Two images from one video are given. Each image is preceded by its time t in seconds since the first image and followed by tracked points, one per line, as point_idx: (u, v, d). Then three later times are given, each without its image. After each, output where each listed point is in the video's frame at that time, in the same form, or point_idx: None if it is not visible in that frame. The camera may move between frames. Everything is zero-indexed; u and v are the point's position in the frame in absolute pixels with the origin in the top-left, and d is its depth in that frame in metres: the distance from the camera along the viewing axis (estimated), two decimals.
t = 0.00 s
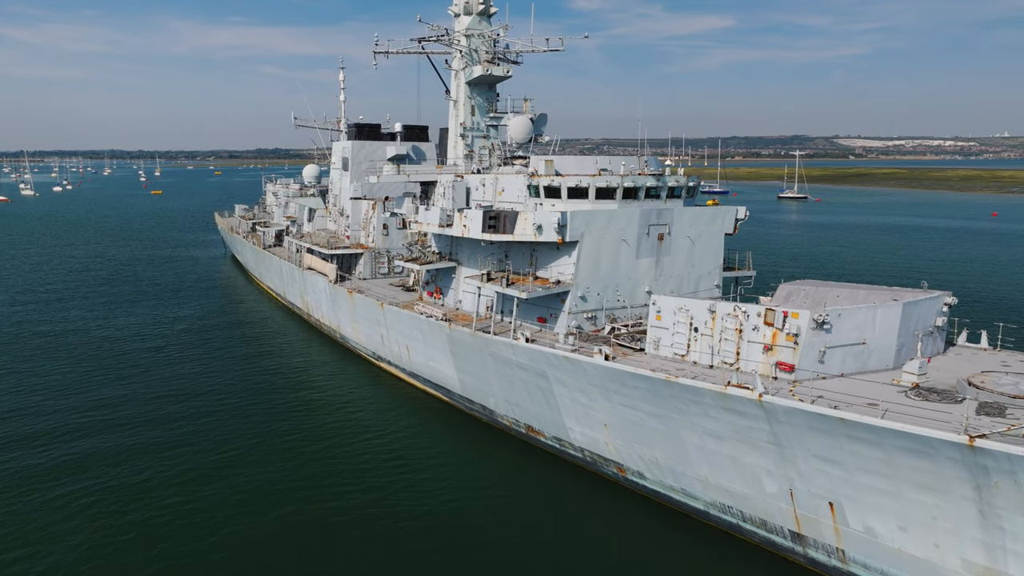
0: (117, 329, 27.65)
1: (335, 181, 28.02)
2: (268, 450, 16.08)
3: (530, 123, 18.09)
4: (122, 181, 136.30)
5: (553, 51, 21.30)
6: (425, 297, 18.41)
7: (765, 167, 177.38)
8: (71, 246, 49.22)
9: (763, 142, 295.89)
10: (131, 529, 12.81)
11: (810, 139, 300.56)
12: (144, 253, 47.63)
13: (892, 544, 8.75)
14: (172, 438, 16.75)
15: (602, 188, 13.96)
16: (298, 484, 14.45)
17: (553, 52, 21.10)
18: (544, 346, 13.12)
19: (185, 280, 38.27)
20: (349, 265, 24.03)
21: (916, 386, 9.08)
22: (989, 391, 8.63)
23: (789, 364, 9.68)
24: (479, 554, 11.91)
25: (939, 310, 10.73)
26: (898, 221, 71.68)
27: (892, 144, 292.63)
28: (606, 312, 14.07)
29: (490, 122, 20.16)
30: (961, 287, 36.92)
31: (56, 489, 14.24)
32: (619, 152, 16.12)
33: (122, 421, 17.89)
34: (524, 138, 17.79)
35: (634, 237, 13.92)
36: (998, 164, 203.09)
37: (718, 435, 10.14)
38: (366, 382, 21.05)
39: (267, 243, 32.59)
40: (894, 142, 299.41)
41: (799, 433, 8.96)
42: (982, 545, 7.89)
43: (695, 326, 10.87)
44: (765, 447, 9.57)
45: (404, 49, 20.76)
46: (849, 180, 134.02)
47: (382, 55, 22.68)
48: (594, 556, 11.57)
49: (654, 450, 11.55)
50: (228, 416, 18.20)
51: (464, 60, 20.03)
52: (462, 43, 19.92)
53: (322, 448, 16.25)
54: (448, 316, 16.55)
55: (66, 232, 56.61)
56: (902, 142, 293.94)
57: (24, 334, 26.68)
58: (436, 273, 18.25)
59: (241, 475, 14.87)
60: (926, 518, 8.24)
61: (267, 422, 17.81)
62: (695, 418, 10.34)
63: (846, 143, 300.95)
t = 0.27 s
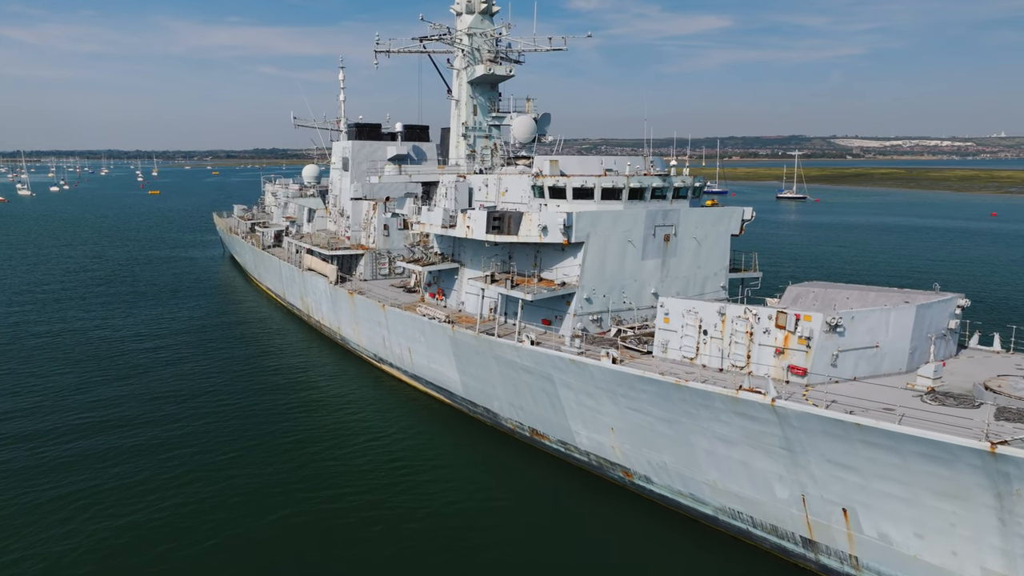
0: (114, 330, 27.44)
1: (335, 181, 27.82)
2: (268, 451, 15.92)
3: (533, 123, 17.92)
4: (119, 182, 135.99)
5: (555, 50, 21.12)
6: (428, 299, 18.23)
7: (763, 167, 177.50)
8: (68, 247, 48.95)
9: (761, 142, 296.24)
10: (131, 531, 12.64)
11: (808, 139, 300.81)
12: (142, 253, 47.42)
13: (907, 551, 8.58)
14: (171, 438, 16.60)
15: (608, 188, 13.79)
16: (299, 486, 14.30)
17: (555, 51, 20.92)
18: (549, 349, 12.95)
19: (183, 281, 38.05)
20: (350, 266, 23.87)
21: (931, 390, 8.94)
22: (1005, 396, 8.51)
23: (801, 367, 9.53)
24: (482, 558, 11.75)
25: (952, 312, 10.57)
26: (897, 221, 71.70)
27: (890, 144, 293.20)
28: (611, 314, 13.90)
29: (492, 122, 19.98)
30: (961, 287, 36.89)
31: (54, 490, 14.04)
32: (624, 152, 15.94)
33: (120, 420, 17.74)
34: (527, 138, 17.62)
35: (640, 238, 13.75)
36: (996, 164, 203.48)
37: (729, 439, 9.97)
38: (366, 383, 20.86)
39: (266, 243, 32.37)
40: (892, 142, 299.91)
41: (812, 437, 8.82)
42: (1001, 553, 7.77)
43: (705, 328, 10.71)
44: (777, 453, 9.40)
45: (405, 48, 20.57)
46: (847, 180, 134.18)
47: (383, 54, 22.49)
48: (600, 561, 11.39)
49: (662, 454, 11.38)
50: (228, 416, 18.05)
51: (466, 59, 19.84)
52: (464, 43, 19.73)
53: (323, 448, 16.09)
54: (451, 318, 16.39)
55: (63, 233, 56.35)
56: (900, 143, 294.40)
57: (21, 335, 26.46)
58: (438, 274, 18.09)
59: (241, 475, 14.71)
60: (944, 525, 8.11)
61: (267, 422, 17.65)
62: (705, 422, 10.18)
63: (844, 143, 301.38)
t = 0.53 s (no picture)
0: (112, 331, 27.20)
1: (335, 181, 27.62)
2: (269, 452, 15.75)
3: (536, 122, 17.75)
4: (117, 182, 135.59)
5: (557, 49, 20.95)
6: (429, 300, 18.04)
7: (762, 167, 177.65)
8: (64, 247, 48.66)
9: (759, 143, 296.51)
10: (132, 534, 12.45)
11: (806, 140, 301.10)
12: (139, 253, 47.15)
13: (923, 559, 8.41)
14: (170, 440, 16.39)
15: (613, 189, 13.63)
16: (300, 488, 14.11)
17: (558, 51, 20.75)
18: (555, 352, 12.78)
19: (182, 282, 37.80)
20: (350, 267, 23.69)
21: (946, 395, 8.79)
22: None
23: (814, 372, 9.37)
24: (487, 562, 11.57)
25: (965, 314, 10.42)
26: (896, 221, 71.74)
27: (887, 144, 293.73)
28: (617, 316, 13.73)
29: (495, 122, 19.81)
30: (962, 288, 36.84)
31: (53, 492, 13.84)
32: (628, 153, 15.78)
33: (118, 422, 17.52)
34: (530, 138, 17.45)
35: (646, 239, 13.58)
36: (993, 164, 203.87)
37: (739, 444, 9.81)
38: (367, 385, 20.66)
39: (265, 244, 32.13)
40: (889, 142, 300.40)
41: (827, 443, 8.66)
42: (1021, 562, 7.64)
43: (714, 331, 10.54)
44: (790, 458, 9.24)
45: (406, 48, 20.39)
46: (845, 180, 134.31)
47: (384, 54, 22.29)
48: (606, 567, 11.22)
49: (670, 459, 11.22)
50: (227, 417, 17.84)
51: (468, 58, 19.66)
52: (466, 42, 19.55)
53: (324, 451, 15.90)
54: (453, 320, 16.23)
55: (60, 233, 56.04)
56: (897, 143, 294.89)
57: (17, 336, 26.22)
58: (441, 275, 17.92)
59: (241, 478, 14.51)
60: (962, 533, 7.97)
61: (267, 424, 17.45)
62: (715, 427, 10.02)
63: (841, 144, 301.79)
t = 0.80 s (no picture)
0: (108, 332, 26.93)
1: (334, 181, 27.41)
2: (269, 453, 15.55)
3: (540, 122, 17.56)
4: (114, 182, 135.20)
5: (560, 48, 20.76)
6: (431, 302, 17.86)
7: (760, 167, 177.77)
8: (61, 248, 48.34)
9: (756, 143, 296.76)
10: (131, 538, 12.24)
11: (803, 139, 301.65)
12: (136, 254, 46.85)
13: (942, 568, 8.23)
14: (168, 441, 16.16)
15: (620, 190, 13.44)
16: (301, 491, 13.90)
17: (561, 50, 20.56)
18: (561, 355, 12.60)
19: (179, 282, 37.53)
20: (351, 268, 23.47)
21: (964, 400, 8.65)
22: None
23: (828, 376, 9.20)
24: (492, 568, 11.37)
25: (980, 317, 10.26)
26: (895, 221, 71.77)
27: (884, 144, 294.22)
28: (623, 318, 13.55)
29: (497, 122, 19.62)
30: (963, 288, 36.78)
31: (49, 495, 13.59)
32: (634, 153, 15.59)
33: (116, 424, 17.28)
34: (534, 138, 17.26)
35: (652, 241, 13.40)
36: (991, 164, 204.24)
37: (752, 450, 9.63)
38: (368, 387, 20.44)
39: (264, 245, 31.85)
40: (887, 142, 300.97)
41: (843, 449, 8.49)
42: None
43: (725, 334, 10.37)
44: (805, 464, 9.06)
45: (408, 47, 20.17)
46: (843, 180, 134.40)
47: (385, 52, 22.05)
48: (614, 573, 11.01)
49: (679, 464, 11.03)
50: (227, 419, 17.62)
51: (471, 58, 19.47)
52: (468, 41, 19.35)
53: (325, 453, 15.68)
54: (456, 322, 16.04)
55: (56, 233, 55.70)
56: (895, 143, 295.42)
57: (13, 337, 25.94)
58: (443, 277, 17.74)
59: (241, 480, 14.30)
60: (982, 541, 7.80)
61: (267, 426, 17.23)
62: (726, 431, 9.85)
63: (839, 144, 302.19)
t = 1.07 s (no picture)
0: (106, 333, 26.71)
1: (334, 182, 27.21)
2: (269, 455, 15.38)
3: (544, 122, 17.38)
4: (111, 182, 134.86)
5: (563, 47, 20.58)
6: (434, 304, 17.70)
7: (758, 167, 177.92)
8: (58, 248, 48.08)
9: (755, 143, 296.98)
10: (129, 540, 12.06)
11: (801, 139, 301.92)
12: (135, 254, 46.61)
13: None
14: (167, 443, 15.96)
15: (626, 191, 13.27)
16: (302, 493, 13.73)
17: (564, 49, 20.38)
18: (567, 358, 12.44)
19: (178, 283, 37.30)
20: (351, 269, 23.27)
21: (981, 405, 8.51)
22: None
23: (842, 380, 9.05)
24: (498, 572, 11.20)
25: (994, 320, 10.11)
26: (895, 221, 71.77)
27: (882, 144, 294.66)
28: (630, 320, 13.39)
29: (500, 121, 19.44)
30: (965, 288, 36.73)
31: (46, 497, 13.42)
32: (639, 153, 15.42)
33: (114, 425, 17.07)
34: (538, 138, 17.08)
35: (659, 242, 13.23)
36: (988, 164, 204.64)
37: (764, 455, 9.47)
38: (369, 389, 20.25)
39: (263, 246, 31.62)
40: (884, 142, 301.50)
41: (859, 455, 8.35)
42: None
43: (736, 338, 10.21)
44: (819, 470, 8.90)
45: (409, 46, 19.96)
46: (842, 180, 134.51)
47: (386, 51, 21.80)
48: None
49: (688, 469, 10.85)
50: (226, 420, 17.42)
51: (473, 57, 19.29)
52: (471, 39, 19.16)
53: (326, 455, 15.50)
54: (460, 324, 15.87)
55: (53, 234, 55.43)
56: (892, 143, 295.93)
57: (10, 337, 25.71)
58: (446, 278, 17.59)
59: (241, 482, 14.11)
60: (1002, 548, 7.66)
61: (267, 427, 17.04)
62: (738, 436, 9.69)
63: (837, 144, 302.50)
